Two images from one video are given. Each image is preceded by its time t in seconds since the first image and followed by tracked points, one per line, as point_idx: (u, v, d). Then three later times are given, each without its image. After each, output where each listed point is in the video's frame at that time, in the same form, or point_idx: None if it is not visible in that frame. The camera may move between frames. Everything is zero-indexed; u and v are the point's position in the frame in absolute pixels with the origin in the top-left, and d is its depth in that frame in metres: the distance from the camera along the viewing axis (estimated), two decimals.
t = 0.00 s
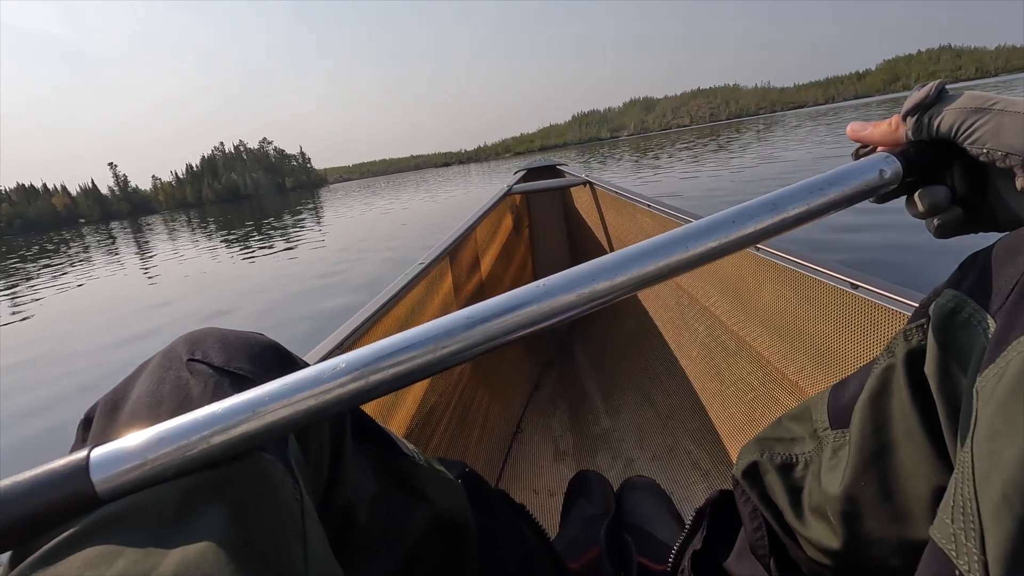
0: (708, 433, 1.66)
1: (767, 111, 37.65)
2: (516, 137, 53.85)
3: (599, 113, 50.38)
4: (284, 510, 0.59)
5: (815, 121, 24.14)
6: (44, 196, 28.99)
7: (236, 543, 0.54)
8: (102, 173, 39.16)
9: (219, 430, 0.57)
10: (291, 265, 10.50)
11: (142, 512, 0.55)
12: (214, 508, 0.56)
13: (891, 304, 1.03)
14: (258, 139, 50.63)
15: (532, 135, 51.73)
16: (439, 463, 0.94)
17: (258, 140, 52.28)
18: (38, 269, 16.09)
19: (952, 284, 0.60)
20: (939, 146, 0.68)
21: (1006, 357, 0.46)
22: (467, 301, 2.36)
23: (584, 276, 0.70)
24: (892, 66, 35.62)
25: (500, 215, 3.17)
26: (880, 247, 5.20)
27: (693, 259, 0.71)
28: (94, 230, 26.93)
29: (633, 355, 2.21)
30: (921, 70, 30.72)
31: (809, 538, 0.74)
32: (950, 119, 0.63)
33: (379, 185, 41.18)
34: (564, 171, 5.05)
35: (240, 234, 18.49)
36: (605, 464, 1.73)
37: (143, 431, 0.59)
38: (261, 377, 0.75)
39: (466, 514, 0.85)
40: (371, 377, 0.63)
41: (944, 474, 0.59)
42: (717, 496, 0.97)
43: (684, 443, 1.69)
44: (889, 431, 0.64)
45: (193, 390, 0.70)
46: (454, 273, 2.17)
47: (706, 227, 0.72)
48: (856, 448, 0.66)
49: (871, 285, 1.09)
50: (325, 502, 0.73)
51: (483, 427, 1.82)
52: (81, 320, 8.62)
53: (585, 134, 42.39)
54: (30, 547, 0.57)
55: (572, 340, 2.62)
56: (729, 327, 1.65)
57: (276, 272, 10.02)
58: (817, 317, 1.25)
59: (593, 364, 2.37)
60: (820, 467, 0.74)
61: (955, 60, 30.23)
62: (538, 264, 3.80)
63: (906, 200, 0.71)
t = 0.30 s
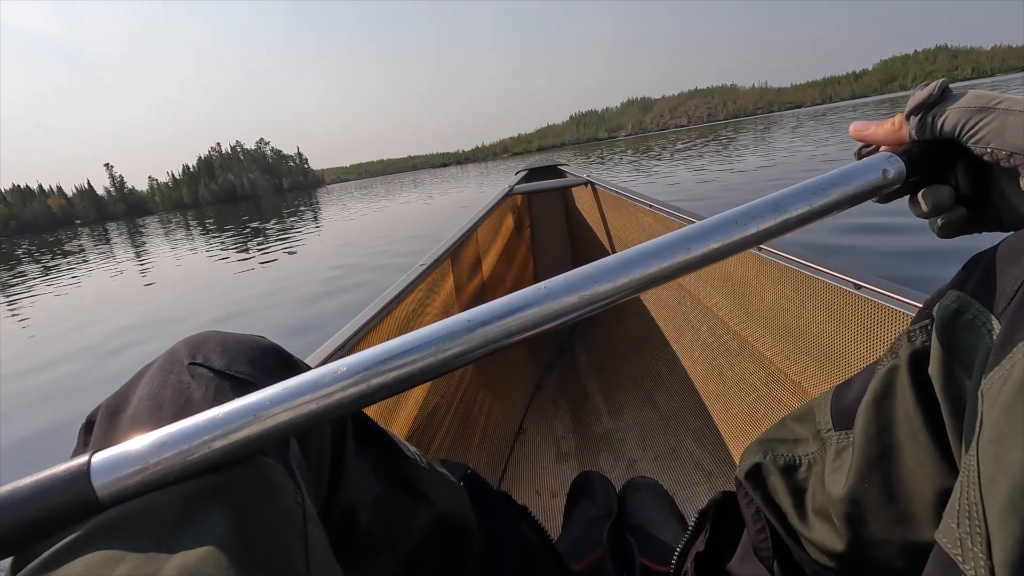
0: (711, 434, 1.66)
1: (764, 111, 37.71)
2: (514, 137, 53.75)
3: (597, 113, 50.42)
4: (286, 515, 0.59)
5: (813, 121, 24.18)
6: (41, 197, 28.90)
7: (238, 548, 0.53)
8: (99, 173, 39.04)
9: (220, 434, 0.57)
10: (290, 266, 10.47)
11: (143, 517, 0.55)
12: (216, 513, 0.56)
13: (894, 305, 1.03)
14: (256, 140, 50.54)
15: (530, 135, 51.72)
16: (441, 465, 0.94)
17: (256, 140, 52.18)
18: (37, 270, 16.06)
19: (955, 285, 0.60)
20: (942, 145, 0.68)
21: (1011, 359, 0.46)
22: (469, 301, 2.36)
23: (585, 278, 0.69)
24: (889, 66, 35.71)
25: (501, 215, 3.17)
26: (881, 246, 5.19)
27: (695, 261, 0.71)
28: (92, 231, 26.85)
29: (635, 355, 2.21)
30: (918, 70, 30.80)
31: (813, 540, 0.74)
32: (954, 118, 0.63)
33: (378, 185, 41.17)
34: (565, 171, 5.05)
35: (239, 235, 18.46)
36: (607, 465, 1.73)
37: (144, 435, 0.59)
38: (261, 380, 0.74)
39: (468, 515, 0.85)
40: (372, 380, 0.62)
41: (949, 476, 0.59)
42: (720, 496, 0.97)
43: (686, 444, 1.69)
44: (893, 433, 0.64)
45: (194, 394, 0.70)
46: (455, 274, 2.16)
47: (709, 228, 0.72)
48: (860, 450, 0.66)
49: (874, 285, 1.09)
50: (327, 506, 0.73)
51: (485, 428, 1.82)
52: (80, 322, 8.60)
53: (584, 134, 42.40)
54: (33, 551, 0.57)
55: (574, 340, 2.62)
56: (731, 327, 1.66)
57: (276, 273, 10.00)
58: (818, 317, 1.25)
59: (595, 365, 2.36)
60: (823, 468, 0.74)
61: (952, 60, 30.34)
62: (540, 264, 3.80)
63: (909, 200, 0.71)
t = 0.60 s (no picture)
0: (714, 434, 1.66)
1: (762, 110, 37.76)
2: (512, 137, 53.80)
3: (595, 113, 50.43)
4: (291, 518, 0.58)
5: (810, 121, 24.21)
6: (38, 199, 28.82)
7: (244, 551, 0.53)
8: (97, 174, 38.99)
9: (225, 438, 0.57)
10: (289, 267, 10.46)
11: (149, 521, 0.55)
12: (222, 517, 0.56)
13: (897, 304, 1.03)
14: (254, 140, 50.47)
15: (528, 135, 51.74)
16: (444, 466, 0.93)
17: (253, 141, 52.11)
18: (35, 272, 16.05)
19: (962, 284, 0.60)
20: (946, 144, 0.68)
21: (1018, 361, 0.46)
22: (472, 302, 2.36)
23: (589, 280, 0.69)
24: (886, 66, 35.81)
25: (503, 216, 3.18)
26: (881, 246, 5.20)
27: (699, 262, 0.71)
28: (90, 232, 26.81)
29: (638, 356, 2.21)
30: (915, 69, 30.91)
31: (818, 540, 0.74)
32: (959, 117, 0.63)
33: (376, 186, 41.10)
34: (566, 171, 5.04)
35: (238, 236, 18.46)
36: (610, 465, 1.73)
37: (149, 438, 0.59)
38: (266, 383, 0.74)
39: (472, 517, 0.85)
40: (376, 383, 0.62)
41: (955, 476, 0.59)
42: (725, 497, 0.97)
43: (690, 444, 1.69)
44: (898, 433, 0.64)
45: (198, 398, 0.70)
46: (458, 275, 2.16)
47: (713, 229, 0.72)
48: (866, 450, 0.66)
49: (877, 285, 1.09)
50: (333, 509, 0.72)
51: (488, 428, 1.82)
52: (79, 324, 8.58)
53: (582, 134, 42.44)
54: (39, 555, 0.56)
55: (576, 341, 2.62)
56: (735, 327, 1.66)
57: (275, 274, 9.99)
58: (821, 317, 1.26)
59: (597, 365, 2.36)
60: (828, 468, 0.74)
61: (948, 60, 30.43)
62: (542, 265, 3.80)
63: (915, 200, 0.71)
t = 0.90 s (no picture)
0: (716, 434, 1.66)
1: (759, 111, 37.84)
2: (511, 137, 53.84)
3: (592, 114, 50.45)
4: (294, 521, 0.58)
5: (808, 121, 24.24)
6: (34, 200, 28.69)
7: (247, 554, 0.53)
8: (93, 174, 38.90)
9: (227, 440, 0.57)
10: (288, 267, 10.45)
11: (152, 523, 0.55)
12: (225, 519, 0.55)
13: (900, 304, 1.03)
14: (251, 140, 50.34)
15: (526, 135, 51.75)
16: (446, 467, 0.93)
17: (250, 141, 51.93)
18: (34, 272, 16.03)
19: (968, 287, 0.60)
20: (952, 145, 0.68)
21: None
22: (473, 302, 2.36)
23: (592, 281, 0.69)
24: (883, 66, 35.91)
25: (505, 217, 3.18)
26: (880, 247, 5.21)
27: (703, 263, 0.71)
28: (89, 233, 26.80)
29: (639, 356, 2.21)
30: (911, 70, 30.98)
31: (821, 542, 0.74)
32: (964, 117, 0.63)
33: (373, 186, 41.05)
34: (567, 171, 5.04)
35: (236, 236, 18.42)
36: (611, 465, 1.73)
37: (152, 441, 0.59)
38: (268, 385, 0.73)
39: (475, 518, 0.85)
40: (379, 385, 0.62)
41: (962, 479, 0.59)
42: (727, 499, 0.97)
43: (692, 444, 1.69)
44: (903, 436, 0.64)
45: (200, 399, 0.69)
46: (459, 275, 2.16)
47: (717, 230, 0.71)
48: (870, 453, 0.66)
49: (880, 285, 1.10)
50: (335, 511, 0.72)
51: (489, 429, 1.82)
52: (78, 324, 8.58)
53: (580, 134, 42.45)
54: (41, 559, 0.56)
55: (578, 341, 2.62)
56: (736, 328, 1.66)
57: (274, 274, 9.98)
58: (824, 318, 1.26)
59: (598, 365, 2.36)
60: (832, 470, 0.74)
61: (944, 61, 30.52)
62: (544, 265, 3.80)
63: (920, 201, 0.71)
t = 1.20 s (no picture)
0: (714, 436, 1.66)
1: (756, 111, 37.90)
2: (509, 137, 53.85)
3: (590, 114, 50.47)
4: (291, 521, 0.58)
5: (805, 122, 24.27)
6: (31, 200, 28.61)
7: (245, 553, 0.53)
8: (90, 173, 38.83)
9: (225, 438, 0.56)
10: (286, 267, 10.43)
11: (147, 522, 0.54)
12: (222, 518, 0.55)
13: (898, 307, 1.03)
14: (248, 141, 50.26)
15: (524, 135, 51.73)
16: (444, 467, 0.93)
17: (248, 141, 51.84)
18: (32, 272, 16.02)
19: (967, 290, 0.60)
20: (952, 148, 0.68)
21: None
22: (473, 302, 2.36)
23: (591, 281, 0.69)
24: (879, 67, 36.01)
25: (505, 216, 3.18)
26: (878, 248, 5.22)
27: (702, 264, 0.70)
28: (86, 233, 26.75)
29: (639, 357, 2.21)
30: (907, 71, 31.07)
31: (819, 544, 0.74)
32: (964, 121, 0.63)
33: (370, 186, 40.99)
34: (567, 171, 5.04)
35: (232, 236, 18.36)
36: (610, 466, 1.73)
37: (150, 439, 0.59)
38: (266, 384, 0.73)
39: (472, 519, 0.85)
40: (377, 384, 0.62)
41: (959, 482, 0.59)
42: (724, 501, 0.97)
43: (690, 445, 1.69)
44: (902, 438, 0.64)
45: (198, 397, 0.69)
46: (459, 274, 2.16)
47: (716, 232, 0.71)
48: (868, 455, 0.66)
49: (879, 287, 1.10)
50: (332, 510, 0.72)
51: (488, 428, 1.82)
52: (76, 324, 8.56)
53: (578, 134, 42.48)
54: (36, 557, 0.56)
55: (577, 341, 2.62)
56: (735, 329, 1.66)
57: (272, 274, 9.95)
58: (823, 319, 1.26)
59: (597, 365, 2.36)
60: (831, 472, 0.74)
61: (941, 62, 30.63)
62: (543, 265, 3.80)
63: (920, 204, 0.71)
